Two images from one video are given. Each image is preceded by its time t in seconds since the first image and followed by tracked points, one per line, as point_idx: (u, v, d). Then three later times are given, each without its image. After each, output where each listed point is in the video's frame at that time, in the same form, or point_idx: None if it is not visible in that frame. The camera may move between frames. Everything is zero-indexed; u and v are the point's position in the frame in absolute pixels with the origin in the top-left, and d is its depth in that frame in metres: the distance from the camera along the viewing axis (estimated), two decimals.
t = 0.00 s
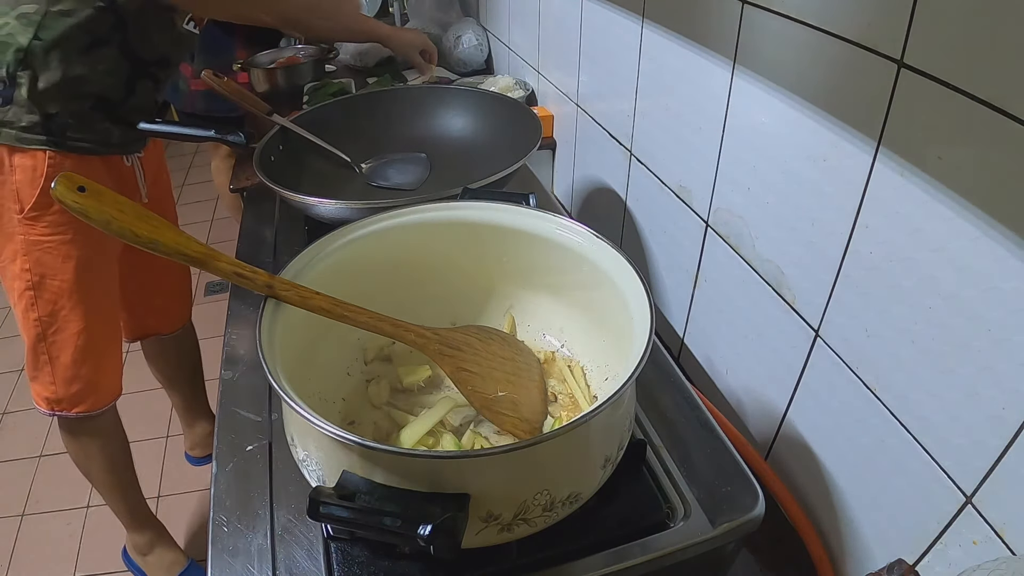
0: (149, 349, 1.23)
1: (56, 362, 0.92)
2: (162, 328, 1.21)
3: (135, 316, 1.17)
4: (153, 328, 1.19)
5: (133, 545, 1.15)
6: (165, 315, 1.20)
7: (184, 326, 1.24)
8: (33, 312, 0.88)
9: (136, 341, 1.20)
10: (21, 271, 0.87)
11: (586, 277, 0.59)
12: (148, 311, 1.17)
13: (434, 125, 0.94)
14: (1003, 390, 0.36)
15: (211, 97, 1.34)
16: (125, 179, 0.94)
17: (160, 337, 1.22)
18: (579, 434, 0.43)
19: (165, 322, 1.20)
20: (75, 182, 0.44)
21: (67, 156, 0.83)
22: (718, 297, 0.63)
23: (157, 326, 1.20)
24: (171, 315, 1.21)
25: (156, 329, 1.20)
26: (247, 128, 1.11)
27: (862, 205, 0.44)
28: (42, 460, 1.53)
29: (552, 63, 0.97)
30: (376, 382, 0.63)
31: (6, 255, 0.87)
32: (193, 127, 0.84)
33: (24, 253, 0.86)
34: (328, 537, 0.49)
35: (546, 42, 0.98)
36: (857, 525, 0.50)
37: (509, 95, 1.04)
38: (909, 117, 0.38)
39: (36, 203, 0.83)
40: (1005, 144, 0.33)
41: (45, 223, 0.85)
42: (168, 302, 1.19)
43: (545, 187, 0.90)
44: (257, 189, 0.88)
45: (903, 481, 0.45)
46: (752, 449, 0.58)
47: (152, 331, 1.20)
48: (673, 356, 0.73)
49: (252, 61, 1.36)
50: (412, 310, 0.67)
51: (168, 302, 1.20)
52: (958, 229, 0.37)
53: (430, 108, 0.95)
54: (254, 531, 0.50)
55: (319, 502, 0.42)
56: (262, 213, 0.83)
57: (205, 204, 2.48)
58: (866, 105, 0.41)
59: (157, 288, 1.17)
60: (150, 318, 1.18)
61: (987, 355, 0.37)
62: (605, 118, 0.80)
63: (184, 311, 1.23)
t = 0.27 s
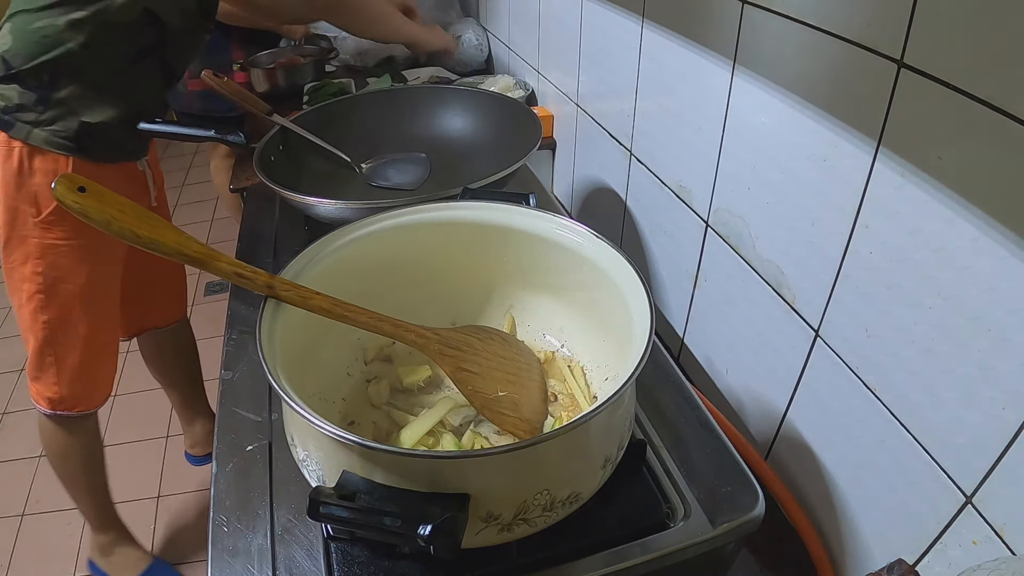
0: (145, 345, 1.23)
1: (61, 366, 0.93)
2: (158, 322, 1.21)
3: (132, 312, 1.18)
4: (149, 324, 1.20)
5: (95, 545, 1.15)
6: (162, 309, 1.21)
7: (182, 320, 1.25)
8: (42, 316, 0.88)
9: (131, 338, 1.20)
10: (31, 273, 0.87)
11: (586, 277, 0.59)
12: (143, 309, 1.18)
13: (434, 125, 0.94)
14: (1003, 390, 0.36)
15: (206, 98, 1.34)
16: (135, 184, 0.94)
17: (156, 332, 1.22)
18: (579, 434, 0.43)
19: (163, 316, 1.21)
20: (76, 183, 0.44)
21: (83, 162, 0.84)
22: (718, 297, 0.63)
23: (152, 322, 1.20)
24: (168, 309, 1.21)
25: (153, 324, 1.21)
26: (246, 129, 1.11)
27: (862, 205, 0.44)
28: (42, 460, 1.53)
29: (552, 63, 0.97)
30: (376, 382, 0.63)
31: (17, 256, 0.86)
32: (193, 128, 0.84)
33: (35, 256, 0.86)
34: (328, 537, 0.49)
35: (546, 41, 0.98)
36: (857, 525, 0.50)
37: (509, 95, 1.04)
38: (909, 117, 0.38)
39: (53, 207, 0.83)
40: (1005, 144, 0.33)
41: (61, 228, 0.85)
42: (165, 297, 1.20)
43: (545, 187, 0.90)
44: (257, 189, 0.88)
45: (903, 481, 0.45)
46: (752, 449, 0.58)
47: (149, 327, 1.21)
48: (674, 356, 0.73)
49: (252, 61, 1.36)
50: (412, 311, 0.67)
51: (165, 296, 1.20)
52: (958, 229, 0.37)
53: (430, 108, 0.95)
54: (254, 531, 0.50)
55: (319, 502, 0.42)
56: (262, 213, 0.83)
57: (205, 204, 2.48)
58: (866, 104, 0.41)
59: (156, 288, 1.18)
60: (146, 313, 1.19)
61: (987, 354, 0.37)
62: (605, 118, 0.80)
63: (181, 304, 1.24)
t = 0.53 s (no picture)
0: (143, 344, 1.23)
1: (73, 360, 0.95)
2: (160, 320, 1.20)
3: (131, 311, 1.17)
4: (150, 323, 1.19)
5: (41, 534, 1.14)
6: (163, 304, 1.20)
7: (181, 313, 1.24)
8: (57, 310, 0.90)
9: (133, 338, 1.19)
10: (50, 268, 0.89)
11: (587, 277, 0.58)
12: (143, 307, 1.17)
13: (434, 125, 0.94)
14: (1002, 390, 0.36)
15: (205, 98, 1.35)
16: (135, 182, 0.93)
17: (157, 329, 1.21)
18: (579, 434, 0.43)
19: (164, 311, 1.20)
20: (76, 183, 0.44)
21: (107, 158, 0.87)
22: (718, 297, 0.63)
23: (155, 320, 1.19)
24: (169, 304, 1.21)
25: (155, 322, 1.20)
26: (247, 129, 1.10)
27: (862, 205, 0.44)
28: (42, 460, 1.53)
29: (552, 63, 0.97)
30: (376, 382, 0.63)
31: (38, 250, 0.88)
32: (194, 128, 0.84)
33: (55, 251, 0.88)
34: (328, 537, 0.49)
35: (547, 41, 0.98)
36: (857, 525, 0.50)
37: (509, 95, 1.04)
38: (909, 117, 0.38)
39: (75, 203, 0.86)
40: (1004, 143, 0.33)
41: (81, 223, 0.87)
42: (165, 294, 1.19)
43: (545, 187, 0.90)
44: (257, 189, 0.88)
45: (903, 480, 0.45)
46: (752, 449, 0.58)
47: (150, 326, 1.20)
48: (674, 356, 0.73)
49: (252, 61, 1.35)
50: (411, 311, 0.67)
51: (166, 292, 1.19)
52: (958, 229, 0.37)
53: (430, 108, 0.95)
54: (254, 531, 0.50)
55: (319, 502, 0.42)
56: (263, 213, 0.83)
57: (205, 204, 2.48)
58: (866, 104, 0.41)
59: (158, 286, 1.17)
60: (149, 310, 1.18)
61: (987, 354, 0.37)
62: (605, 118, 0.80)
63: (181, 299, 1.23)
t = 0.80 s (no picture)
0: (143, 344, 1.22)
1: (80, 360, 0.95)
2: (164, 318, 1.21)
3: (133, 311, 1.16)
4: (154, 321, 1.19)
5: (45, 531, 1.14)
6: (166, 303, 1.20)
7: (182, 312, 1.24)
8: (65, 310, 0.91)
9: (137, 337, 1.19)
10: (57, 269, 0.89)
11: (587, 278, 0.59)
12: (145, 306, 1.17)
13: (434, 125, 0.94)
14: (1002, 390, 0.36)
15: (204, 98, 1.35)
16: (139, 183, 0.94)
17: (158, 328, 1.22)
18: (579, 434, 0.43)
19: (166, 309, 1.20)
20: (76, 183, 0.44)
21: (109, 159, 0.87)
22: (718, 297, 0.63)
23: (157, 318, 1.20)
24: (171, 303, 1.21)
25: (158, 319, 1.20)
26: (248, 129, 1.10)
27: (862, 205, 0.44)
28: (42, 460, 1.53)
29: (552, 63, 0.97)
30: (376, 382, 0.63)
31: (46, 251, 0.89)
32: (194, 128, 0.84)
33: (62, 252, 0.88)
34: (328, 537, 0.49)
35: (546, 41, 0.98)
36: (857, 525, 0.50)
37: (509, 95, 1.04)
38: (909, 116, 0.38)
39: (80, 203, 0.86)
40: (1004, 144, 0.33)
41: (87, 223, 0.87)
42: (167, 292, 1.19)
43: (545, 187, 0.90)
44: (257, 189, 0.88)
45: (903, 480, 0.45)
46: (752, 449, 0.58)
47: (154, 324, 1.20)
48: (674, 356, 0.73)
49: (252, 61, 1.35)
50: (411, 311, 0.67)
51: (168, 291, 1.19)
52: (958, 229, 0.37)
53: (430, 108, 0.95)
54: (254, 532, 0.50)
55: (319, 502, 0.42)
56: (263, 213, 0.83)
57: (205, 204, 2.49)
58: (866, 104, 0.41)
59: (160, 285, 1.17)
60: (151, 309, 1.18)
61: (987, 354, 0.37)
62: (605, 118, 0.80)
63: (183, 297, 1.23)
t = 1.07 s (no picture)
0: (150, 345, 1.23)
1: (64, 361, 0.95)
2: (167, 317, 1.21)
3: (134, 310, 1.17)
4: (157, 318, 1.20)
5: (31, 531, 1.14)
6: (168, 303, 1.21)
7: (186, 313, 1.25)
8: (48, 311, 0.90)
9: (140, 334, 1.20)
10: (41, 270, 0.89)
11: (588, 278, 0.59)
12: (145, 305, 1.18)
13: (434, 125, 0.95)
14: (1003, 390, 0.36)
15: (206, 99, 1.35)
16: (132, 183, 0.93)
17: (163, 326, 1.22)
18: (579, 434, 0.43)
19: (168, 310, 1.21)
20: (76, 184, 0.44)
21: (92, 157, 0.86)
22: (718, 297, 0.63)
23: (160, 316, 1.20)
24: (174, 304, 1.22)
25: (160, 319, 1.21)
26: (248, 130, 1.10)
27: (863, 205, 0.44)
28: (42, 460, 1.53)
29: (552, 63, 0.97)
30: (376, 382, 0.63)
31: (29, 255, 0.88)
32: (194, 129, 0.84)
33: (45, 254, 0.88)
34: (328, 537, 0.49)
35: (546, 41, 0.98)
36: (858, 526, 0.50)
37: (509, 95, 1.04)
38: (909, 116, 0.38)
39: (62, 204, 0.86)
40: (1005, 144, 0.33)
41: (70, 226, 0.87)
42: (170, 294, 1.20)
43: (545, 187, 0.90)
44: (257, 189, 0.88)
45: (903, 480, 0.45)
46: (752, 450, 0.58)
47: (156, 322, 1.21)
48: (673, 355, 0.73)
49: (252, 61, 1.35)
50: (411, 311, 0.67)
51: (169, 291, 1.20)
52: (958, 229, 0.37)
53: (430, 108, 0.95)
54: (254, 532, 0.50)
55: (319, 502, 0.42)
56: (263, 213, 0.83)
57: (205, 204, 2.49)
58: (866, 105, 0.41)
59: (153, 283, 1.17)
60: (153, 308, 1.19)
61: (987, 354, 0.37)
62: (605, 118, 0.80)
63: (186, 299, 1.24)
